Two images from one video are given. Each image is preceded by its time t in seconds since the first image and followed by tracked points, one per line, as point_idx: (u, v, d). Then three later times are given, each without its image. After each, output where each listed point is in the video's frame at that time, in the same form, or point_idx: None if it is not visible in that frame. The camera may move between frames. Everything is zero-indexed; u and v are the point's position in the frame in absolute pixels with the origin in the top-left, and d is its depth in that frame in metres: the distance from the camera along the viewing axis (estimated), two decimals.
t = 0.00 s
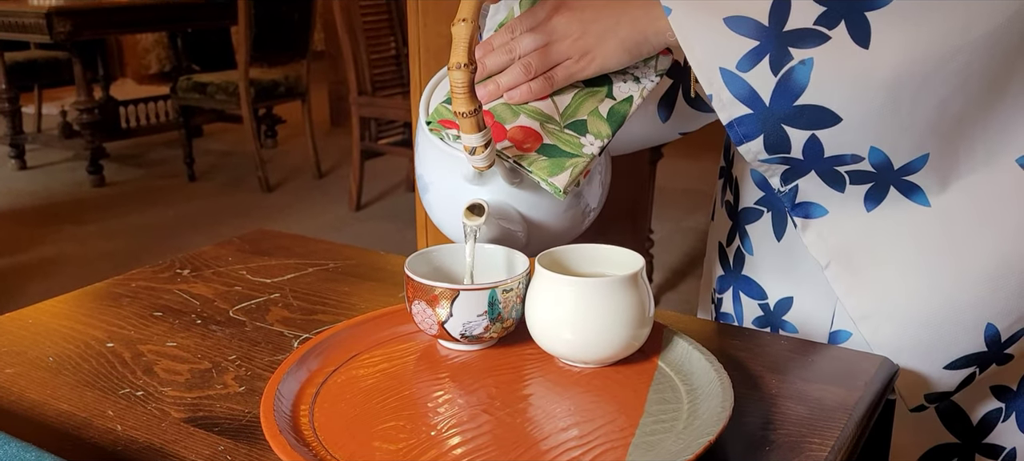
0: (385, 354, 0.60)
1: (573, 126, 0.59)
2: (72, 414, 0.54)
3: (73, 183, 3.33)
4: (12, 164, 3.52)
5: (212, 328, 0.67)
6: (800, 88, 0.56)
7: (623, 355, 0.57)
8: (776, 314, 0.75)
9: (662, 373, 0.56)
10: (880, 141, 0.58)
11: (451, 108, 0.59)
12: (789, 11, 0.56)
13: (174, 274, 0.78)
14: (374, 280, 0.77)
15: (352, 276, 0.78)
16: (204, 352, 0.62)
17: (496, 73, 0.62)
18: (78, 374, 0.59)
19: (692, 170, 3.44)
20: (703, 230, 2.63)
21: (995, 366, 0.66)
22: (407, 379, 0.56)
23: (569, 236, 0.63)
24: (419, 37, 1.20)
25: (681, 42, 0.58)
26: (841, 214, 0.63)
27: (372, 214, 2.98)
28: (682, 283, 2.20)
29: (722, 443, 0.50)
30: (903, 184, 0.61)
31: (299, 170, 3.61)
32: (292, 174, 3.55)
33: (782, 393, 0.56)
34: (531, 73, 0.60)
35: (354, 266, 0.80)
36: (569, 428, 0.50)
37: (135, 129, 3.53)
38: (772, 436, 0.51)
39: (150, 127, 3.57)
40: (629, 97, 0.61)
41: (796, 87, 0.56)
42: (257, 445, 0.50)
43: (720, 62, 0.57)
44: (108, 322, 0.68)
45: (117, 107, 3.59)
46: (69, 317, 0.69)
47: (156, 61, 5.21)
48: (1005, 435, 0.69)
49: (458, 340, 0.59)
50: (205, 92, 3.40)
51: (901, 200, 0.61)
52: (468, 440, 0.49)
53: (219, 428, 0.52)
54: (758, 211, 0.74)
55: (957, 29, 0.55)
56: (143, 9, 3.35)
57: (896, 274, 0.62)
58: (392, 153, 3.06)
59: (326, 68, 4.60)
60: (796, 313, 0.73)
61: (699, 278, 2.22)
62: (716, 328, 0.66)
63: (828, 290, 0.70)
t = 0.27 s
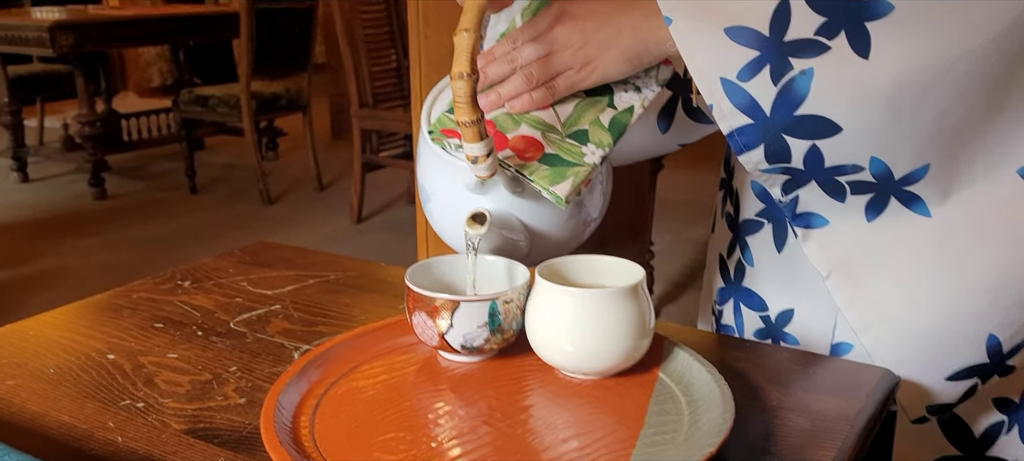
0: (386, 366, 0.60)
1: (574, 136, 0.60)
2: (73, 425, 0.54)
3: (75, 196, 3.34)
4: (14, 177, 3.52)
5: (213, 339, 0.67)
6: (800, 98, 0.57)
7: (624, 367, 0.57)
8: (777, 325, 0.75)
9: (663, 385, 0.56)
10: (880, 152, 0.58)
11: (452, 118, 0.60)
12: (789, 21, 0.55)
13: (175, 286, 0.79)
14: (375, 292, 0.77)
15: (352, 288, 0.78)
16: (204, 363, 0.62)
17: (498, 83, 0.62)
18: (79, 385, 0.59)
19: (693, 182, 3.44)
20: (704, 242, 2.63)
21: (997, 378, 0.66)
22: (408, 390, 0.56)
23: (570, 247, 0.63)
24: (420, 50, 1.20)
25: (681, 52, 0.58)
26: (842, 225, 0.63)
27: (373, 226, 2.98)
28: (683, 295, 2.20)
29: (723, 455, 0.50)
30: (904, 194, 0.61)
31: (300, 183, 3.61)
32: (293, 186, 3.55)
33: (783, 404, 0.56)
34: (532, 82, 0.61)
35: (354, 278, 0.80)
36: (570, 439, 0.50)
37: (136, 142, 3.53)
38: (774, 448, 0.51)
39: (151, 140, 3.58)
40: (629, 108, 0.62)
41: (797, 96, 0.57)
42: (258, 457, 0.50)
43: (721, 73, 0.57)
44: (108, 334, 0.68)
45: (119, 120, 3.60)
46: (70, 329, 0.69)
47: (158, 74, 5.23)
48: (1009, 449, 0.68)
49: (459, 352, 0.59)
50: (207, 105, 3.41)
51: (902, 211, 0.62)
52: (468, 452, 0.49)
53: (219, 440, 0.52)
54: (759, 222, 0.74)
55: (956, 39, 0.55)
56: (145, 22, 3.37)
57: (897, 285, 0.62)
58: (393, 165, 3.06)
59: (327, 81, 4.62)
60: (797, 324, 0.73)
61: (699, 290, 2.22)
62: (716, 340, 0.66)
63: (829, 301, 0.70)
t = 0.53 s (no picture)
0: (389, 371, 0.59)
1: (579, 138, 0.59)
2: (75, 430, 0.54)
3: (78, 201, 3.34)
4: (17, 183, 3.53)
5: (216, 344, 0.66)
6: (806, 100, 0.56)
7: (628, 371, 0.56)
8: (783, 330, 0.74)
9: (667, 389, 0.56)
10: (886, 155, 0.58)
11: (457, 121, 0.59)
12: (795, 23, 0.56)
13: (178, 291, 0.78)
14: (378, 297, 0.76)
15: (356, 292, 0.78)
16: (207, 368, 0.62)
17: (503, 85, 0.62)
18: (81, 390, 0.59)
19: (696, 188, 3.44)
20: (707, 247, 2.63)
21: (1004, 383, 0.65)
22: (411, 395, 0.56)
23: (574, 250, 0.63)
24: (424, 56, 1.21)
25: (686, 53, 0.58)
26: (847, 228, 0.63)
27: (375, 232, 2.98)
28: (686, 301, 2.19)
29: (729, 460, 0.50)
30: (909, 198, 0.61)
31: (302, 189, 3.62)
32: (296, 192, 3.55)
33: (789, 409, 0.55)
34: (537, 85, 0.61)
35: (358, 282, 0.80)
36: (574, 444, 0.50)
37: (139, 148, 3.54)
38: (780, 453, 0.50)
39: (154, 146, 3.58)
40: (635, 109, 0.61)
41: (803, 99, 0.56)
42: None
43: (726, 75, 0.57)
44: (111, 338, 0.68)
45: (122, 126, 3.61)
46: (73, 334, 0.69)
47: (162, 80, 5.25)
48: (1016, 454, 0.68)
49: (463, 356, 0.59)
50: (210, 111, 3.42)
51: (907, 215, 0.61)
52: (472, 457, 0.49)
53: (222, 445, 0.51)
54: (763, 227, 0.74)
55: (962, 42, 0.55)
56: (148, 28, 3.37)
57: (903, 288, 0.62)
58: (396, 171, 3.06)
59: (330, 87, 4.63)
60: (803, 329, 0.73)
61: (703, 296, 2.22)
62: (721, 345, 0.65)
63: (834, 305, 0.70)
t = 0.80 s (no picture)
0: (398, 375, 0.59)
1: (588, 140, 0.59)
2: (87, 435, 0.54)
3: (88, 206, 3.36)
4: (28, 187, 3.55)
5: (226, 348, 0.67)
6: (814, 102, 0.56)
7: (637, 376, 0.56)
8: (792, 333, 0.74)
9: (677, 394, 0.56)
10: (895, 157, 0.58)
11: (467, 123, 0.59)
12: (804, 24, 0.56)
13: (188, 295, 0.79)
14: (386, 300, 0.77)
15: (364, 296, 0.78)
16: (217, 372, 0.62)
17: (512, 87, 0.62)
18: (93, 395, 0.59)
19: (704, 190, 3.43)
20: (715, 250, 2.62)
21: (1014, 386, 0.65)
22: (420, 400, 0.56)
23: (583, 252, 0.63)
24: (431, 60, 1.21)
25: (694, 55, 0.58)
26: (857, 230, 0.63)
27: (384, 235, 2.98)
28: (694, 304, 2.19)
29: None
30: (919, 200, 0.60)
31: (311, 192, 3.63)
32: (305, 196, 3.56)
33: (798, 414, 0.55)
34: (546, 87, 0.61)
35: (366, 286, 0.80)
36: (583, 449, 0.50)
37: (149, 152, 3.56)
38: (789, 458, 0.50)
39: (164, 150, 3.60)
40: (644, 111, 0.61)
41: (811, 100, 0.56)
42: None
43: (733, 76, 0.57)
44: (122, 343, 0.68)
45: (132, 130, 3.63)
46: (84, 338, 0.69)
47: (171, 85, 5.27)
48: None
49: (471, 361, 0.59)
50: (219, 115, 3.43)
51: (916, 216, 0.61)
52: None
53: (232, 449, 0.52)
54: (772, 230, 0.74)
55: (970, 44, 0.55)
56: (158, 33, 3.39)
57: (912, 290, 0.62)
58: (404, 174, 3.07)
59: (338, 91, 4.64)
60: (812, 333, 0.72)
61: (711, 299, 2.21)
62: (730, 348, 0.65)
63: (844, 308, 0.69)
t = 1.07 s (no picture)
0: (406, 373, 0.59)
1: (597, 135, 0.59)
2: (95, 433, 0.54)
3: (99, 207, 3.37)
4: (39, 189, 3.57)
5: (234, 347, 0.67)
6: (824, 95, 0.56)
7: (646, 374, 0.56)
8: (802, 331, 0.74)
9: (686, 391, 0.56)
10: (906, 151, 0.58)
11: (476, 118, 0.59)
12: (814, 18, 0.55)
13: (197, 294, 0.79)
14: (394, 299, 0.77)
15: (373, 295, 0.78)
16: (225, 371, 0.62)
17: (520, 82, 0.62)
18: (102, 393, 0.59)
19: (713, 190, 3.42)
20: (725, 249, 2.61)
21: None
22: (429, 398, 0.56)
23: (592, 247, 0.62)
24: (440, 59, 1.21)
25: (703, 49, 0.57)
26: (867, 226, 0.62)
27: (393, 235, 2.99)
28: (703, 303, 2.18)
29: None
30: (929, 194, 0.60)
31: (319, 193, 3.63)
32: (314, 196, 3.57)
33: (809, 412, 0.55)
34: (555, 82, 0.61)
35: (375, 285, 0.80)
36: (592, 447, 0.50)
37: (159, 153, 3.57)
38: (800, 456, 0.50)
39: (174, 152, 3.62)
40: (654, 105, 0.61)
41: (821, 94, 0.56)
42: None
43: (744, 70, 0.57)
44: (131, 342, 0.68)
45: (142, 132, 3.64)
46: (93, 337, 0.69)
47: (181, 86, 5.30)
48: None
49: (480, 359, 0.58)
50: (229, 116, 3.45)
51: (927, 212, 0.61)
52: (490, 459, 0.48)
53: (240, 447, 0.52)
54: (782, 227, 0.73)
55: (982, 37, 0.55)
56: (168, 35, 3.41)
57: (922, 285, 0.61)
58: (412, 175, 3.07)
59: (347, 92, 4.65)
60: (822, 331, 0.72)
61: (721, 298, 2.21)
62: (740, 346, 0.65)
63: (855, 306, 0.69)
